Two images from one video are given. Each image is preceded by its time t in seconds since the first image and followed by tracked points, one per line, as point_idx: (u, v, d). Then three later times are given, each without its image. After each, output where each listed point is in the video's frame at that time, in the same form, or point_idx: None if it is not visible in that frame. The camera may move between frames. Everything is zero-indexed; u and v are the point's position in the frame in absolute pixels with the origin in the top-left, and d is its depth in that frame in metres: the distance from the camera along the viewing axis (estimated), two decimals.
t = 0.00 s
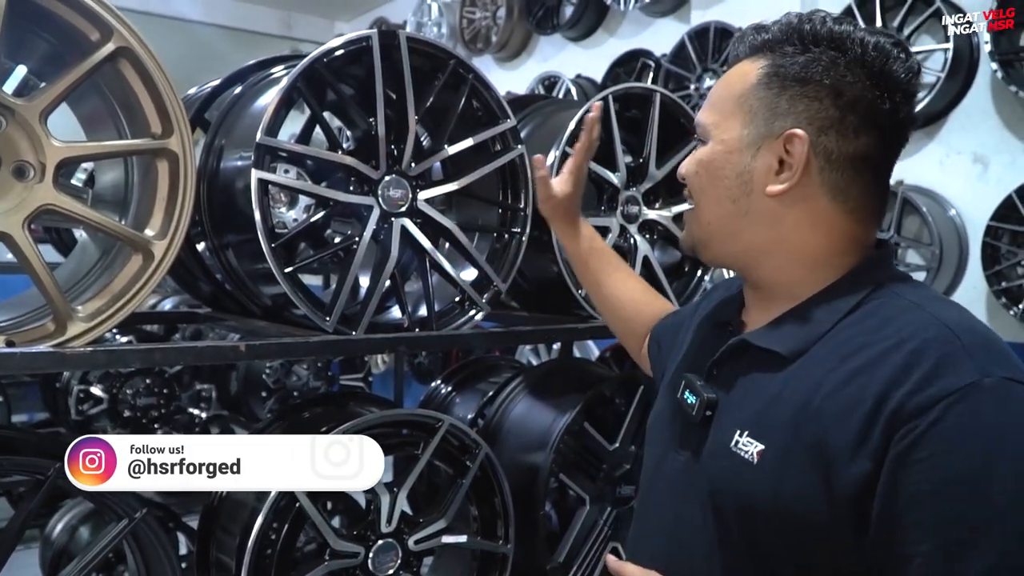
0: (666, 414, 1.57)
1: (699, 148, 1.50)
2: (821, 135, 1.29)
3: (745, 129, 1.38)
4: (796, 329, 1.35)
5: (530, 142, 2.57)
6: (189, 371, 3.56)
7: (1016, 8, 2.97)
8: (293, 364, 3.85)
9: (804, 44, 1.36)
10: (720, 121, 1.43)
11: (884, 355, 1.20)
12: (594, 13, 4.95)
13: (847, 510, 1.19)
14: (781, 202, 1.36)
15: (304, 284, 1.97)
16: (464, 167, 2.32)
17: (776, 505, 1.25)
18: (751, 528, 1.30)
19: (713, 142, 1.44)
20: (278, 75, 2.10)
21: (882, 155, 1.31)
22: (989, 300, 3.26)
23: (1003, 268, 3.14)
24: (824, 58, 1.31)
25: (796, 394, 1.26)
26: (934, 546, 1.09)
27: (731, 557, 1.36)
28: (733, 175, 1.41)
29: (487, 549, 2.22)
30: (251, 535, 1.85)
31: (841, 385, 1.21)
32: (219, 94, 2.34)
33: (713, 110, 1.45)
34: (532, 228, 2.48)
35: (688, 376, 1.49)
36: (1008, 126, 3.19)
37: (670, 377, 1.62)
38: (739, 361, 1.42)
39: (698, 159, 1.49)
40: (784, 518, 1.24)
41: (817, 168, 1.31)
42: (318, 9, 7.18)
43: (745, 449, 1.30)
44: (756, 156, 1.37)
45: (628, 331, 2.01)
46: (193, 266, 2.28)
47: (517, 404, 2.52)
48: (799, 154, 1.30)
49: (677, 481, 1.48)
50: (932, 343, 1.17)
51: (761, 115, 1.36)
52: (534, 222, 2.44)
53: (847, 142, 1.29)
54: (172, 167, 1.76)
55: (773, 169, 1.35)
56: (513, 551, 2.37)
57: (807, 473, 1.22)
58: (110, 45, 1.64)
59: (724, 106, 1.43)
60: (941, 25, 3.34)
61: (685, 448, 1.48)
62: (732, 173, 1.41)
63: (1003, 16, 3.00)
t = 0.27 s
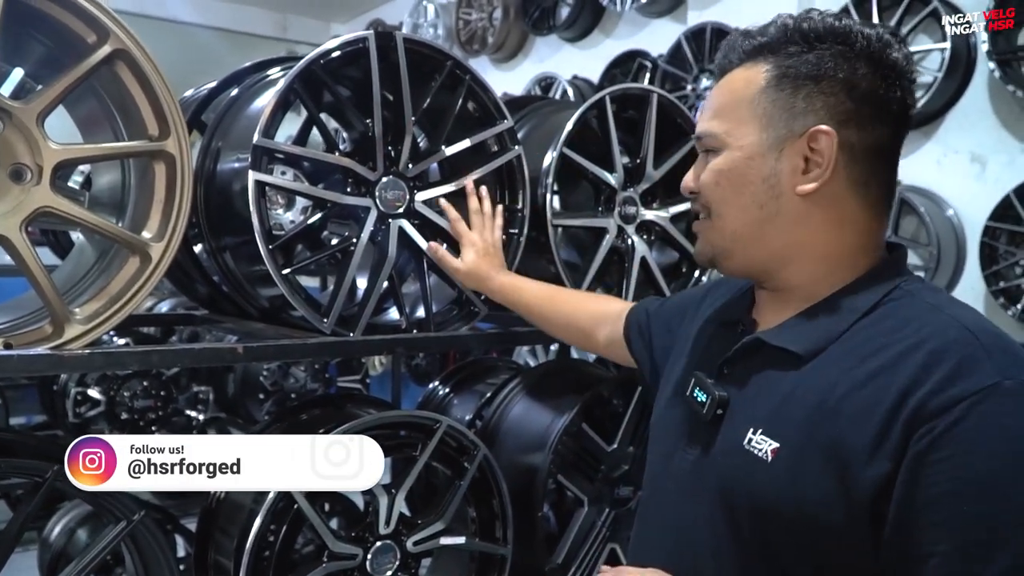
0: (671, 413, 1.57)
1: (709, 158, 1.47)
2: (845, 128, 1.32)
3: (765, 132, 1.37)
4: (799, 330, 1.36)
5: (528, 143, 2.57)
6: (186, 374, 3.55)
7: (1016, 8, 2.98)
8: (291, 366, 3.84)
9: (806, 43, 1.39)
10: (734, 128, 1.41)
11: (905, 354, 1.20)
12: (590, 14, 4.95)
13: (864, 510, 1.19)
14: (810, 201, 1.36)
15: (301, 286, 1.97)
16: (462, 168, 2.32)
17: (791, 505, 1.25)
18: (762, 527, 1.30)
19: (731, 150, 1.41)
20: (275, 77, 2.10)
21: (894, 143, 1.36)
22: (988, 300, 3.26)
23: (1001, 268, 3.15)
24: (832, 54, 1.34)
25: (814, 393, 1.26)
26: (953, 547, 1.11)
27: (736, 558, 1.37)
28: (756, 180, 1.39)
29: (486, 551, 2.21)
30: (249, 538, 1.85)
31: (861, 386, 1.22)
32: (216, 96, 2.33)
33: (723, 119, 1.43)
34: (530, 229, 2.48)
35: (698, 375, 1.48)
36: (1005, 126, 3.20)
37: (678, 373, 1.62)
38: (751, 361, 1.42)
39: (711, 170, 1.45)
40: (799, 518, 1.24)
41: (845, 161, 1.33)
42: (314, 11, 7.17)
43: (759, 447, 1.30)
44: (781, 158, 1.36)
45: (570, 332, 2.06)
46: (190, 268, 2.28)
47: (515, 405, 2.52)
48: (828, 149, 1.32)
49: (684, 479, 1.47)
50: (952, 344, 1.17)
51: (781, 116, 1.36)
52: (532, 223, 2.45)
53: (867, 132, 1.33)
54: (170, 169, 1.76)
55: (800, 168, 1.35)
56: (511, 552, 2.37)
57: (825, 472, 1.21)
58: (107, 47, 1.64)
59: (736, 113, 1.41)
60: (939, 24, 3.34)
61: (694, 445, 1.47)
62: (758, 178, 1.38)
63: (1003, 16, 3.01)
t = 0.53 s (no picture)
0: (673, 415, 1.57)
1: (690, 166, 1.48)
2: (821, 129, 1.31)
3: (744, 136, 1.38)
4: (792, 329, 1.35)
5: (527, 144, 2.57)
6: (186, 374, 3.56)
7: (1016, 8, 2.98)
8: (290, 366, 3.85)
9: (776, 48, 1.38)
10: (713, 135, 1.41)
11: (888, 351, 1.19)
12: (588, 15, 4.93)
13: (853, 508, 1.18)
14: (793, 201, 1.35)
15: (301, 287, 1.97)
16: (462, 169, 2.32)
17: (782, 506, 1.24)
18: (756, 527, 1.29)
19: (711, 158, 1.41)
20: (275, 77, 2.10)
21: (872, 142, 1.35)
22: (988, 300, 3.27)
23: (1001, 268, 3.16)
24: (804, 58, 1.34)
25: (800, 393, 1.26)
26: (940, 541, 1.09)
27: (734, 558, 1.36)
28: (738, 185, 1.39)
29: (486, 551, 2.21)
30: (249, 539, 1.85)
31: (844, 384, 1.21)
32: (215, 96, 2.33)
33: (701, 128, 1.43)
34: (530, 230, 2.48)
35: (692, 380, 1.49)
36: (1005, 126, 3.20)
37: (676, 378, 1.63)
38: (739, 364, 1.43)
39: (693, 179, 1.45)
40: (791, 518, 1.23)
41: (823, 161, 1.32)
42: (313, 12, 7.18)
43: (749, 449, 1.30)
44: (761, 161, 1.36)
45: (568, 337, 2.05)
46: (190, 269, 2.28)
47: (515, 406, 2.52)
48: (806, 150, 1.31)
49: (682, 482, 1.49)
50: (935, 339, 1.16)
51: (757, 121, 1.36)
52: (532, 223, 2.45)
53: (843, 132, 1.32)
54: (169, 170, 1.76)
55: (780, 170, 1.35)
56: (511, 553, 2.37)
57: (814, 472, 1.21)
58: (107, 48, 1.64)
59: (714, 120, 1.41)
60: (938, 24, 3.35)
61: (691, 449, 1.48)
62: (739, 183, 1.39)
63: (1003, 16, 3.01)
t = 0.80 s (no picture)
0: (675, 417, 1.58)
1: (685, 163, 1.49)
2: (812, 132, 1.30)
3: (736, 136, 1.38)
4: (784, 328, 1.35)
5: (528, 144, 2.57)
6: (187, 375, 3.56)
7: (1017, 8, 2.97)
8: (292, 367, 3.85)
9: (777, 49, 1.37)
10: (707, 133, 1.42)
11: (865, 351, 1.19)
12: (589, 15, 4.93)
13: (831, 508, 1.17)
14: (781, 203, 1.35)
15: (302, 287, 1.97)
16: (463, 170, 2.32)
17: (764, 505, 1.24)
18: (740, 527, 1.29)
19: (704, 156, 1.42)
20: (276, 78, 2.10)
21: (867, 147, 1.33)
22: (989, 300, 3.26)
23: (1002, 268, 3.16)
24: (801, 59, 1.33)
25: (782, 393, 1.26)
26: (911, 540, 1.07)
27: (723, 558, 1.36)
28: (728, 185, 1.39)
29: (488, 552, 2.21)
30: (251, 540, 1.84)
31: (823, 385, 1.21)
32: (216, 97, 2.33)
33: (697, 125, 1.45)
34: (530, 230, 2.48)
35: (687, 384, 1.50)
36: (1006, 126, 3.20)
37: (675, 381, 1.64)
38: (728, 367, 1.44)
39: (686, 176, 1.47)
40: (773, 518, 1.23)
41: (812, 165, 1.31)
42: (315, 13, 7.19)
43: (734, 451, 1.31)
44: (751, 161, 1.37)
45: (570, 339, 2.06)
46: (191, 270, 2.28)
47: (516, 407, 2.52)
48: (795, 152, 1.30)
49: (679, 485, 1.50)
50: (913, 337, 1.15)
51: (750, 121, 1.36)
52: (533, 223, 2.45)
53: (836, 136, 1.30)
54: (171, 170, 1.76)
55: (769, 171, 1.35)
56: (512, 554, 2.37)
57: (794, 471, 1.21)
58: (109, 49, 1.63)
59: (710, 118, 1.42)
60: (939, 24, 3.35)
61: (684, 455, 1.50)
62: (729, 182, 1.39)
63: (1004, 16, 3.01)
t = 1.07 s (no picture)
0: (679, 416, 1.57)
1: (692, 158, 1.49)
2: (817, 137, 1.30)
3: (741, 136, 1.38)
4: (793, 328, 1.35)
5: (529, 145, 2.57)
6: (189, 376, 3.57)
7: (1016, 8, 2.98)
8: (293, 367, 3.85)
9: (791, 50, 1.36)
10: (714, 129, 1.42)
11: (873, 352, 1.19)
12: (590, 16, 4.93)
13: (840, 509, 1.17)
14: (782, 206, 1.35)
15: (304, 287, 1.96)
16: (464, 171, 2.32)
17: (771, 504, 1.23)
18: (747, 527, 1.29)
19: (709, 154, 1.43)
20: (278, 79, 2.10)
21: (874, 156, 1.32)
22: (991, 301, 3.26)
23: (1004, 268, 3.15)
24: (814, 62, 1.32)
25: (790, 392, 1.26)
26: (921, 541, 1.07)
27: (730, 558, 1.36)
28: (731, 184, 1.40)
29: (490, 552, 2.21)
30: (253, 541, 1.84)
31: (831, 385, 1.20)
32: (218, 98, 2.33)
33: (705, 121, 1.44)
34: (532, 231, 2.48)
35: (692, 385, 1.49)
36: (1008, 126, 3.20)
37: (679, 380, 1.63)
38: (734, 367, 1.44)
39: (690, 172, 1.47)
40: (779, 518, 1.22)
41: (816, 171, 1.31)
42: (316, 14, 7.20)
43: (742, 451, 1.30)
44: (754, 163, 1.36)
45: (571, 339, 2.05)
46: (193, 270, 2.28)
47: (517, 408, 2.52)
48: (799, 157, 1.30)
49: (687, 486, 1.49)
50: (921, 337, 1.15)
51: (757, 122, 1.35)
52: (535, 224, 2.45)
53: (842, 143, 1.29)
54: (172, 171, 1.76)
55: (772, 174, 1.35)
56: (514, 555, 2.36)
57: (802, 471, 1.20)
58: (110, 50, 1.64)
59: (717, 115, 1.42)
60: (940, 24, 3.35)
61: (691, 457, 1.50)
62: (732, 182, 1.40)
63: (1004, 16, 3.00)
